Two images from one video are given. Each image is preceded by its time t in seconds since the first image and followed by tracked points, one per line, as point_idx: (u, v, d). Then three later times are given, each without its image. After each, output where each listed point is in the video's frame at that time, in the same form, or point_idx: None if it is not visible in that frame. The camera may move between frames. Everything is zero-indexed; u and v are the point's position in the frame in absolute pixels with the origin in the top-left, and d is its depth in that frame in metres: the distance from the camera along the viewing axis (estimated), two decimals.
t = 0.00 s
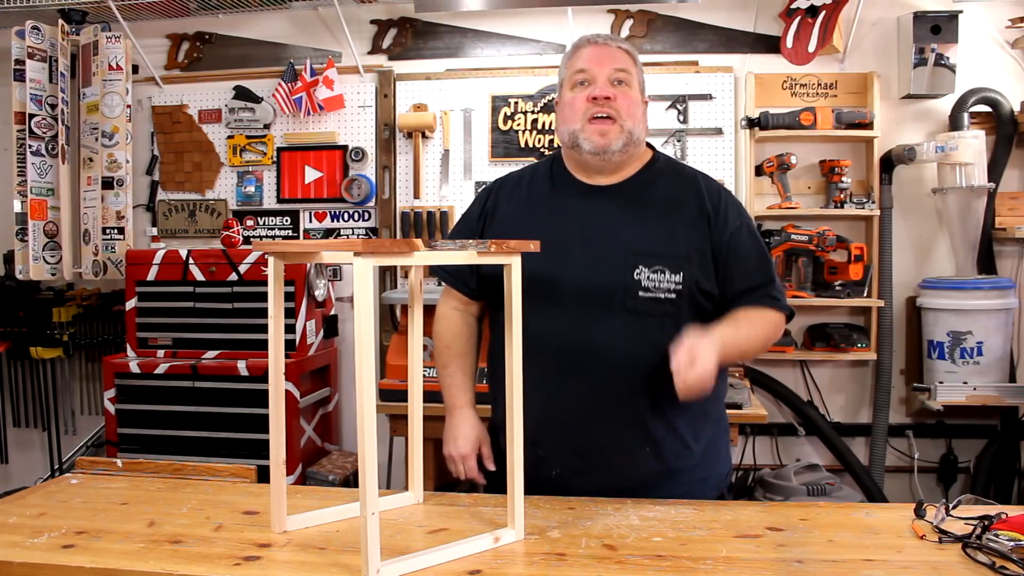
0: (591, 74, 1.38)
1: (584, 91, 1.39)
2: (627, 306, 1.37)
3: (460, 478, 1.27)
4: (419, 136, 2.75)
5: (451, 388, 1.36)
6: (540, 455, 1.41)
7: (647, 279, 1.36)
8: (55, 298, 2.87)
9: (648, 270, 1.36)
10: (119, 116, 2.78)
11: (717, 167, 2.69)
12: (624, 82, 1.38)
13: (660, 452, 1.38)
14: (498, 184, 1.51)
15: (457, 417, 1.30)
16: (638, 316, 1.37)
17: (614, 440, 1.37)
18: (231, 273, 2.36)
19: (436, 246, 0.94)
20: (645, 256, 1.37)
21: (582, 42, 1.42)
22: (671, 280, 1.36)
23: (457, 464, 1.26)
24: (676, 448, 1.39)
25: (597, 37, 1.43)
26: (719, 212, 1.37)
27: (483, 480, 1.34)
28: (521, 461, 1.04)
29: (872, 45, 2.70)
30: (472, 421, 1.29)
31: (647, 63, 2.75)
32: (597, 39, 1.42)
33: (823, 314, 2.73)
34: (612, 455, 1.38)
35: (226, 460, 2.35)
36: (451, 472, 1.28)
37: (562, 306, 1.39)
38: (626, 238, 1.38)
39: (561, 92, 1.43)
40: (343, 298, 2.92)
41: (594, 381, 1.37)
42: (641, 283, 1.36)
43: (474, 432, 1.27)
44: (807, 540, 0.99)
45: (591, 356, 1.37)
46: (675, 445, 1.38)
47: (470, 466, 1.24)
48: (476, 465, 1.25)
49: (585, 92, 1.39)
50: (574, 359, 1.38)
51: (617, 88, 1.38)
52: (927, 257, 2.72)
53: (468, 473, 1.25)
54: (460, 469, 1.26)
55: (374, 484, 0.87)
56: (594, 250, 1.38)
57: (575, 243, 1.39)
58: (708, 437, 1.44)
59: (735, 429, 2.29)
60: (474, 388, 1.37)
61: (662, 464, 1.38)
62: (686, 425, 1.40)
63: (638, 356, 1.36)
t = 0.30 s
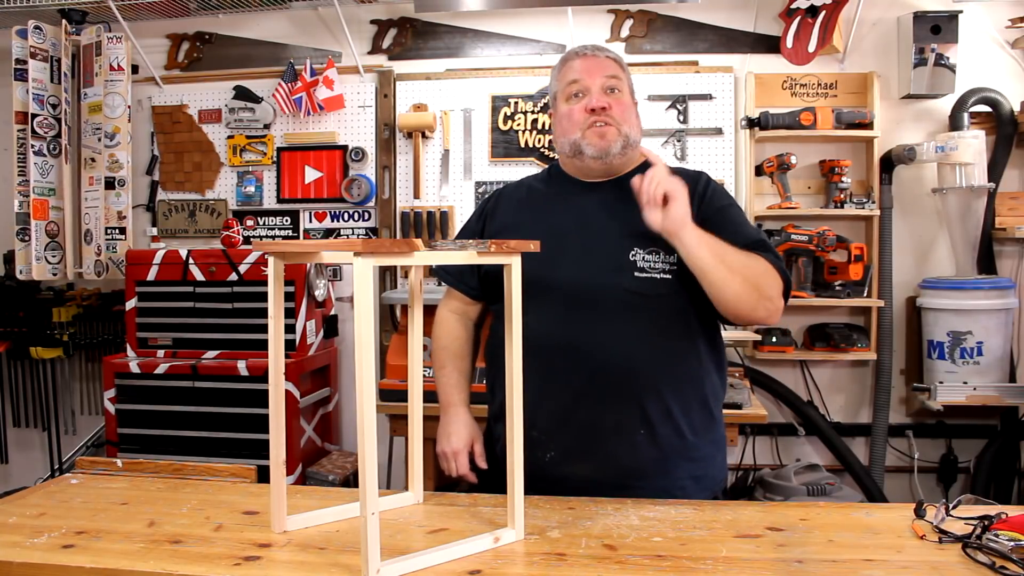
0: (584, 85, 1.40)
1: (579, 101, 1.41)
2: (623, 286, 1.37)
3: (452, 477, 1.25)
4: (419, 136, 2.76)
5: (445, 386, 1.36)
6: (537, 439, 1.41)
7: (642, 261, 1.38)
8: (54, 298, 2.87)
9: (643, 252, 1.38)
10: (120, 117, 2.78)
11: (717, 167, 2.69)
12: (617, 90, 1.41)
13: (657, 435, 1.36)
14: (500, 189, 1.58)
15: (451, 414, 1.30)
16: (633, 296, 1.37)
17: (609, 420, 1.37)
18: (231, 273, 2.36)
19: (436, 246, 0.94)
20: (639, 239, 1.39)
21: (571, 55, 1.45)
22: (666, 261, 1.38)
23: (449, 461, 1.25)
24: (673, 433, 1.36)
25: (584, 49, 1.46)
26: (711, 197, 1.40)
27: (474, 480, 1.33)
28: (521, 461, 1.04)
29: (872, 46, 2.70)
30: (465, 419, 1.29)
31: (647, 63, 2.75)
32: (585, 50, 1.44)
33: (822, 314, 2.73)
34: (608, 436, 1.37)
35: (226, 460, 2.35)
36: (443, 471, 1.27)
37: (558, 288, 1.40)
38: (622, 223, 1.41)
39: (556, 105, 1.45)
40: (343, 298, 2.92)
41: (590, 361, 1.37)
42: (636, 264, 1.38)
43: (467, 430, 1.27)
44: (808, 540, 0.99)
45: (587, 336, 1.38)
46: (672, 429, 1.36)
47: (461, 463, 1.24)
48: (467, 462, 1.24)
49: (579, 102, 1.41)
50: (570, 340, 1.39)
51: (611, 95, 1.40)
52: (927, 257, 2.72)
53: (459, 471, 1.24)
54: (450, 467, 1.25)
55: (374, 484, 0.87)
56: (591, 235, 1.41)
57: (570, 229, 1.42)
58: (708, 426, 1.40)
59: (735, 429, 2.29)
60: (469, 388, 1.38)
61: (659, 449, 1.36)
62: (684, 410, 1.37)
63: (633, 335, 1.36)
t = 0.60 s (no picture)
0: (568, 94, 1.40)
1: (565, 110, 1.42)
2: (613, 285, 1.38)
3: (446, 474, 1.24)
4: (419, 136, 2.76)
5: (445, 387, 1.35)
6: (530, 436, 1.42)
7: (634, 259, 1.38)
8: (54, 298, 2.87)
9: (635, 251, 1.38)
10: (121, 117, 2.78)
11: (717, 167, 2.69)
12: (601, 94, 1.40)
13: (649, 434, 1.35)
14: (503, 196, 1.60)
15: (451, 413, 1.30)
16: (624, 294, 1.37)
17: (599, 417, 1.37)
18: (231, 273, 2.36)
19: (436, 247, 0.94)
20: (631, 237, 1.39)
21: (555, 66, 1.45)
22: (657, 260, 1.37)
23: (445, 458, 1.24)
24: (665, 432, 1.35)
25: (566, 57, 1.46)
26: (704, 199, 1.38)
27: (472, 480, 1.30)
28: (521, 460, 1.03)
29: (872, 46, 2.70)
30: (463, 417, 1.29)
31: (647, 63, 2.75)
32: (568, 59, 1.44)
33: (823, 314, 2.73)
34: (598, 434, 1.36)
35: (226, 460, 2.35)
36: (438, 467, 1.25)
37: (549, 287, 1.41)
38: (614, 222, 1.41)
39: (546, 115, 1.45)
40: (343, 298, 2.92)
41: (582, 358, 1.37)
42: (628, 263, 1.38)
43: (465, 426, 1.27)
44: (808, 540, 0.99)
45: (577, 334, 1.38)
46: (664, 428, 1.35)
47: (456, 459, 1.22)
48: (464, 458, 1.23)
49: (565, 111, 1.41)
50: (562, 338, 1.39)
51: (595, 101, 1.39)
52: (927, 257, 2.72)
53: (453, 467, 1.22)
54: (445, 465, 1.24)
55: (374, 484, 0.87)
56: (583, 234, 1.41)
57: (562, 229, 1.43)
58: (702, 426, 1.39)
59: (735, 429, 2.29)
60: (469, 389, 1.37)
61: (650, 447, 1.35)
62: (677, 409, 1.36)
63: (623, 334, 1.36)
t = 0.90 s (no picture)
0: (557, 99, 1.40)
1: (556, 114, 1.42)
2: (616, 290, 1.38)
3: (447, 479, 1.26)
4: (419, 136, 2.76)
5: (445, 391, 1.36)
6: (529, 439, 1.42)
7: (637, 264, 1.37)
8: (54, 298, 2.87)
9: (638, 256, 1.38)
10: (122, 117, 2.78)
11: (717, 166, 2.69)
12: (591, 97, 1.39)
13: (649, 439, 1.35)
14: (502, 194, 1.58)
15: (450, 418, 1.31)
16: (627, 299, 1.37)
17: (600, 421, 1.37)
18: (231, 273, 2.36)
19: (436, 247, 0.94)
20: (634, 242, 1.38)
21: (545, 70, 1.44)
22: (660, 266, 1.37)
23: (444, 464, 1.26)
24: (665, 436, 1.36)
25: (555, 60, 1.45)
26: (708, 209, 1.38)
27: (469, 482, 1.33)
28: (521, 461, 1.04)
29: (872, 46, 2.70)
30: (462, 422, 1.30)
31: (647, 63, 2.75)
32: (556, 63, 1.43)
33: (823, 314, 2.73)
34: (599, 438, 1.37)
35: (226, 460, 2.35)
36: (439, 473, 1.27)
37: (551, 291, 1.41)
38: (617, 226, 1.40)
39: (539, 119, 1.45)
40: (343, 298, 2.92)
41: (584, 363, 1.37)
42: (631, 268, 1.37)
43: (463, 432, 1.27)
44: (808, 540, 0.99)
45: (579, 338, 1.38)
46: (664, 433, 1.36)
47: (455, 466, 1.24)
48: (462, 465, 1.25)
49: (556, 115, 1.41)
50: (564, 342, 1.39)
51: (585, 104, 1.39)
52: (927, 256, 2.72)
53: (453, 474, 1.25)
54: (447, 470, 1.26)
55: (374, 484, 0.87)
56: (585, 238, 1.41)
57: (564, 232, 1.42)
58: (702, 430, 1.40)
59: (735, 429, 2.29)
60: (468, 392, 1.38)
61: (650, 451, 1.35)
62: (677, 415, 1.36)
63: (625, 339, 1.36)
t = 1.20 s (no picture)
0: (565, 88, 1.40)
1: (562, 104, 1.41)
2: (622, 294, 1.37)
3: (449, 477, 1.27)
4: (419, 136, 2.76)
5: (445, 387, 1.36)
6: (536, 445, 1.41)
7: (644, 268, 1.37)
8: (55, 298, 2.87)
9: (644, 259, 1.37)
10: (124, 117, 2.79)
11: (717, 166, 2.69)
12: (598, 88, 1.39)
13: (656, 442, 1.37)
14: (498, 188, 1.55)
15: (450, 415, 1.31)
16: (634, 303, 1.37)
17: (610, 427, 1.37)
18: (231, 273, 2.36)
19: (436, 246, 0.94)
20: (641, 245, 1.38)
21: (554, 61, 1.44)
22: (667, 269, 1.37)
23: (445, 462, 1.26)
24: (672, 439, 1.37)
25: (565, 51, 1.45)
26: (711, 209, 1.39)
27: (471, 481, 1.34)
28: (521, 460, 1.04)
29: (872, 46, 2.70)
30: (463, 420, 1.30)
31: (648, 63, 2.75)
32: (566, 53, 1.44)
33: (822, 314, 2.73)
34: (607, 444, 1.37)
35: (226, 460, 2.35)
36: (441, 472, 1.28)
37: (557, 296, 1.40)
38: (622, 229, 1.39)
39: (545, 110, 1.45)
40: (343, 298, 2.92)
41: (591, 367, 1.37)
42: (637, 271, 1.37)
43: (464, 431, 1.27)
44: (808, 540, 0.99)
45: (586, 342, 1.37)
46: (671, 435, 1.37)
47: (457, 464, 1.25)
48: (463, 463, 1.25)
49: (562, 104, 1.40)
50: (572, 348, 1.38)
51: (592, 95, 1.39)
52: (927, 256, 2.72)
53: (454, 472, 1.25)
54: (448, 469, 1.26)
55: (374, 484, 0.87)
56: (591, 241, 1.39)
57: (568, 234, 1.41)
58: (704, 429, 1.42)
59: (735, 429, 2.29)
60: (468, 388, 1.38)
61: (658, 455, 1.37)
62: (683, 417, 1.38)
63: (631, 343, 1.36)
